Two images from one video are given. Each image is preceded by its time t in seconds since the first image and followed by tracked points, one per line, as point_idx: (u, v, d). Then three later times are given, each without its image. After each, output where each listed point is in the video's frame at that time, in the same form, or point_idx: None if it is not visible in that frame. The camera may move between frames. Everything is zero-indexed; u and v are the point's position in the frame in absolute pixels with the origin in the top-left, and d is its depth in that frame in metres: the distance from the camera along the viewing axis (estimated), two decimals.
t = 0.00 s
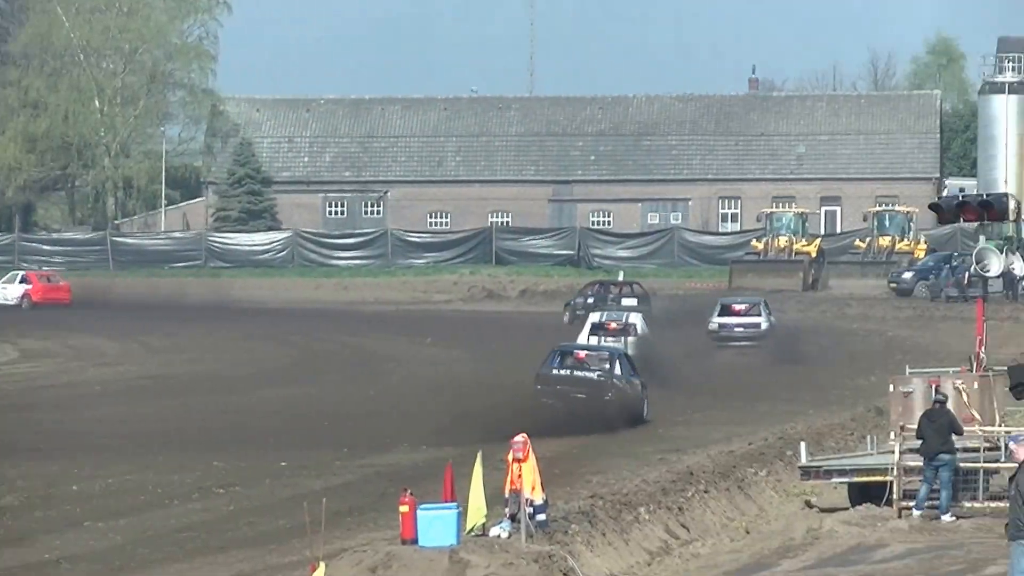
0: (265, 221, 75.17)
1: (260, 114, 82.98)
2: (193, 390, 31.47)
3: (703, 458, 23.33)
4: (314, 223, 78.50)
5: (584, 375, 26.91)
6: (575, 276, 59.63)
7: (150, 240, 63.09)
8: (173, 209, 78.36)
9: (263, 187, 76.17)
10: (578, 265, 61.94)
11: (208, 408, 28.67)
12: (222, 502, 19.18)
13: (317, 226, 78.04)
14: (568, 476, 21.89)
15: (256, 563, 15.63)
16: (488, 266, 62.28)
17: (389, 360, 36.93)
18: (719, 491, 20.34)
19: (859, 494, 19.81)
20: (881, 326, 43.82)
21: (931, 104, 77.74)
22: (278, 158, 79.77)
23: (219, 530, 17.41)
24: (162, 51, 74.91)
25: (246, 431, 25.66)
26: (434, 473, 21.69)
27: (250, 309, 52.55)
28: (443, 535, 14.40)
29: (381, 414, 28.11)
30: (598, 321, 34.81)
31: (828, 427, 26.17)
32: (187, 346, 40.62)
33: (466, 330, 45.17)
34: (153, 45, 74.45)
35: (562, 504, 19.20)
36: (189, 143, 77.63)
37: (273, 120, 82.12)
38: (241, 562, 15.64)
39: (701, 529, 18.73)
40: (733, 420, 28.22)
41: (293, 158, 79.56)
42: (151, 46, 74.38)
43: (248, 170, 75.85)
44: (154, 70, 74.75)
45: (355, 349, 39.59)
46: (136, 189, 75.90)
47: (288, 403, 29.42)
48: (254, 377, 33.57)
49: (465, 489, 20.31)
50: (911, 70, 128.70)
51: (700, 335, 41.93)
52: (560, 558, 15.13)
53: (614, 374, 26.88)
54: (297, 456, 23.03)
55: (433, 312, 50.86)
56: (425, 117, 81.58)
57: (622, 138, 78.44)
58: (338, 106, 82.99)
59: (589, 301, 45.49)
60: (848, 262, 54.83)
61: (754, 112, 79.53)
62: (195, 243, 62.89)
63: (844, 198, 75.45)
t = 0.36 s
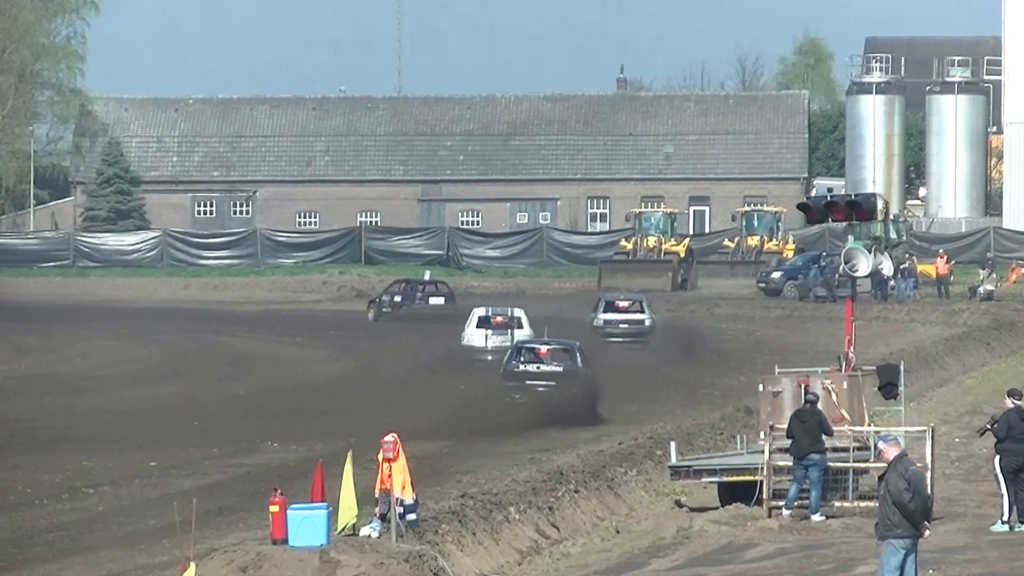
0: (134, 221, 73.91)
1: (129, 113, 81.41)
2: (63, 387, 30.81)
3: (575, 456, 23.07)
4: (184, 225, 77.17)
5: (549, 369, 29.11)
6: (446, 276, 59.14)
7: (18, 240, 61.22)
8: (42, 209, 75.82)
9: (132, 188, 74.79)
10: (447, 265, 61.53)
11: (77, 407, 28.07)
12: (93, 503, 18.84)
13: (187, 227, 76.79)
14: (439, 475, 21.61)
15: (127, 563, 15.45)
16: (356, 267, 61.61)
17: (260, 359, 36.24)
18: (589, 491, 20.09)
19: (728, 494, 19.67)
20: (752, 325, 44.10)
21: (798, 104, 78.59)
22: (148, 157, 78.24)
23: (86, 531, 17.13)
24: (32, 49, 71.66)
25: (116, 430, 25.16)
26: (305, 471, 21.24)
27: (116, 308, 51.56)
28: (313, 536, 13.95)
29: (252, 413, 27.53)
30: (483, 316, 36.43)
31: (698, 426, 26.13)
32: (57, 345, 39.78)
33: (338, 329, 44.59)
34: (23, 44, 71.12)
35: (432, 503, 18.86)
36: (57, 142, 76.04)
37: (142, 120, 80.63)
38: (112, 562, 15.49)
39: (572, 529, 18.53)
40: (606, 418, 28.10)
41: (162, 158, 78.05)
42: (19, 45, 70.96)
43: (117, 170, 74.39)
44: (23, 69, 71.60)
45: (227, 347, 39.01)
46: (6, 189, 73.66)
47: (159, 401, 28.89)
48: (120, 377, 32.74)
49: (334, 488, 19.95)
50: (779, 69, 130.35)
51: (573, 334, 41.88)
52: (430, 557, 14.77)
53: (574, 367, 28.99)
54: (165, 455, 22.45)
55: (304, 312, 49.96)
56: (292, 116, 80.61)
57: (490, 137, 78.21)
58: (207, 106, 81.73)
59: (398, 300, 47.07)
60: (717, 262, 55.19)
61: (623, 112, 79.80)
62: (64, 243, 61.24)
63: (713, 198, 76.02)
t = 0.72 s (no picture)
0: (58, 220, 72.69)
1: (50, 113, 80.35)
2: None
3: (499, 456, 22.94)
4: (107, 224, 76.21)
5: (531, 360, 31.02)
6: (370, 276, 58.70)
7: None
8: None
9: (56, 186, 73.47)
10: (370, 264, 61.20)
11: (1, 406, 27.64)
12: (17, 503, 18.39)
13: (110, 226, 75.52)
14: (365, 474, 21.42)
15: (53, 561, 15.16)
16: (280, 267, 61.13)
17: (185, 358, 35.79)
18: (514, 490, 19.95)
19: (653, 494, 19.59)
20: (676, 325, 44.21)
21: (719, 104, 78.93)
22: (73, 158, 77.60)
23: (9, 531, 16.72)
24: None
25: (41, 429, 24.80)
26: (231, 471, 20.92)
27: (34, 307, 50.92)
28: (239, 535, 13.70)
29: (177, 412, 27.14)
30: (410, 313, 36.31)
31: (623, 426, 26.12)
32: None
33: (264, 329, 44.16)
34: None
35: (357, 503, 18.67)
36: None
37: (64, 121, 79.67)
38: (37, 561, 15.16)
39: (497, 528, 18.40)
40: (533, 418, 27.98)
41: (86, 158, 77.33)
42: None
43: (40, 169, 73.05)
44: None
45: (152, 346, 38.57)
46: None
47: (84, 399, 28.51)
48: (42, 376, 32.17)
49: (259, 487, 19.70)
50: (700, 69, 131.00)
51: (499, 333, 41.74)
52: (355, 556, 14.56)
53: (556, 360, 31.12)
54: (88, 455, 22.05)
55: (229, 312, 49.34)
56: (214, 115, 79.84)
57: (412, 138, 77.96)
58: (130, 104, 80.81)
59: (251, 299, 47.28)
60: (640, 262, 55.41)
61: (545, 112, 79.73)
62: None
63: (635, 197, 76.22)
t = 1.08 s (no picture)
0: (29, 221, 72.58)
1: (20, 113, 79.84)
2: None
3: (471, 456, 22.90)
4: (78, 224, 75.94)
5: (538, 355, 31.79)
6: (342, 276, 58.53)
7: None
8: None
9: (26, 187, 73.67)
10: (342, 264, 61.05)
11: None
12: None
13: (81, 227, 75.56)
14: (337, 474, 21.34)
15: (24, 561, 15.04)
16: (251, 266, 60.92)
17: (157, 358, 35.62)
18: (485, 490, 19.90)
19: (625, 494, 19.56)
20: (648, 325, 44.21)
21: (691, 104, 78.99)
22: (42, 157, 77.15)
23: None
24: None
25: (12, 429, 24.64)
26: (204, 470, 20.81)
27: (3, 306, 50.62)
28: (210, 535, 13.60)
29: (149, 412, 27.00)
30: (377, 308, 36.93)
31: (595, 426, 26.11)
32: None
33: (235, 329, 43.99)
34: None
35: (329, 503, 18.59)
36: None
37: (35, 121, 79.20)
38: (8, 562, 15.01)
39: (469, 528, 18.34)
40: (507, 418, 27.92)
41: (55, 158, 76.85)
42: None
43: (11, 168, 73.21)
44: None
45: (124, 346, 38.38)
46: None
47: (56, 400, 28.36)
48: (14, 376, 31.99)
49: (231, 487, 19.59)
50: (671, 68, 131.13)
51: (472, 333, 41.68)
52: (327, 557, 14.48)
53: (562, 353, 31.91)
54: (60, 455, 21.91)
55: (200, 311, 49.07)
56: (185, 116, 79.46)
57: (383, 138, 77.74)
58: (100, 104, 80.36)
59: (143, 296, 48.09)
60: (611, 262, 55.60)
61: (516, 112, 79.64)
62: None
63: (607, 198, 76.22)
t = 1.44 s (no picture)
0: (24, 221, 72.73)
1: (16, 113, 79.76)
2: None
3: (466, 455, 22.91)
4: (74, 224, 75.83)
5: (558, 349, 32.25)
6: (337, 276, 58.49)
7: None
8: None
9: (22, 187, 73.83)
10: (337, 264, 61.05)
11: None
12: None
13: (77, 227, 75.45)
14: (333, 473, 21.33)
15: (18, 562, 15.01)
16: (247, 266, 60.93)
17: (152, 358, 35.59)
18: (481, 489, 19.92)
19: (620, 494, 19.57)
20: (643, 325, 44.23)
21: (687, 104, 79.01)
22: (37, 157, 77.08)
23: None
24: None
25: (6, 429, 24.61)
26: (200, 470, 20.79)
27: None
28: (206, 534, 13.58)
29: (145, 412, 26.98)
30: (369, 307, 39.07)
31: (591, 426, 26.11)
32: None
33: (231, 328, 43.97)
34: None
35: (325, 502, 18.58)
36: None
37: (30, 121, 79.10)
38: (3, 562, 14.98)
39: (464, 528, 18.34)
40: (503, 418, 27.92)
41: (51, 158, 76.77)
42: None
43: (7, 169, 73.45)
44: None
45: (119, 346, 38.36)
46: None
47: (51, 400, 28.35)
48: (9, 376, 31.96)
49: (227, 486, 19.57)
50: (667, 70, 131.26)
51: (467, 333, 41.70)
52: (323, 556, 14.47)
53: (578, 346, 32.15)
54: (55, 455, 21.89)
55: (195, 311, 49.02)
56: (181, 116, 79.40)
57: (379, 138, 77.73)
58: (97, 105, 80.30)
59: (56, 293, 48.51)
60: (607, 262, 55.66)
61: (511, 112, 79.67)
62: None
63: (602, 197, 76.24)
